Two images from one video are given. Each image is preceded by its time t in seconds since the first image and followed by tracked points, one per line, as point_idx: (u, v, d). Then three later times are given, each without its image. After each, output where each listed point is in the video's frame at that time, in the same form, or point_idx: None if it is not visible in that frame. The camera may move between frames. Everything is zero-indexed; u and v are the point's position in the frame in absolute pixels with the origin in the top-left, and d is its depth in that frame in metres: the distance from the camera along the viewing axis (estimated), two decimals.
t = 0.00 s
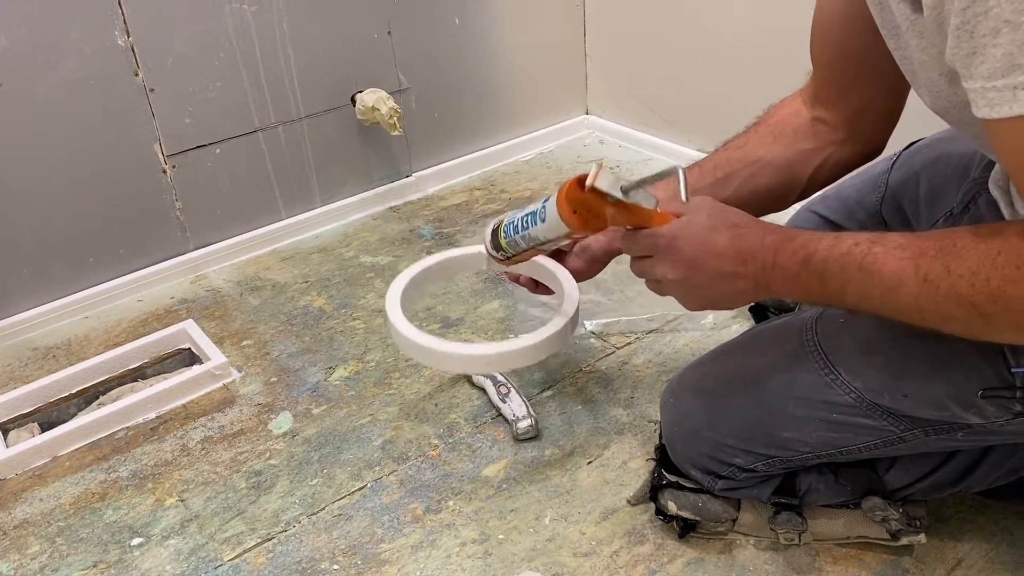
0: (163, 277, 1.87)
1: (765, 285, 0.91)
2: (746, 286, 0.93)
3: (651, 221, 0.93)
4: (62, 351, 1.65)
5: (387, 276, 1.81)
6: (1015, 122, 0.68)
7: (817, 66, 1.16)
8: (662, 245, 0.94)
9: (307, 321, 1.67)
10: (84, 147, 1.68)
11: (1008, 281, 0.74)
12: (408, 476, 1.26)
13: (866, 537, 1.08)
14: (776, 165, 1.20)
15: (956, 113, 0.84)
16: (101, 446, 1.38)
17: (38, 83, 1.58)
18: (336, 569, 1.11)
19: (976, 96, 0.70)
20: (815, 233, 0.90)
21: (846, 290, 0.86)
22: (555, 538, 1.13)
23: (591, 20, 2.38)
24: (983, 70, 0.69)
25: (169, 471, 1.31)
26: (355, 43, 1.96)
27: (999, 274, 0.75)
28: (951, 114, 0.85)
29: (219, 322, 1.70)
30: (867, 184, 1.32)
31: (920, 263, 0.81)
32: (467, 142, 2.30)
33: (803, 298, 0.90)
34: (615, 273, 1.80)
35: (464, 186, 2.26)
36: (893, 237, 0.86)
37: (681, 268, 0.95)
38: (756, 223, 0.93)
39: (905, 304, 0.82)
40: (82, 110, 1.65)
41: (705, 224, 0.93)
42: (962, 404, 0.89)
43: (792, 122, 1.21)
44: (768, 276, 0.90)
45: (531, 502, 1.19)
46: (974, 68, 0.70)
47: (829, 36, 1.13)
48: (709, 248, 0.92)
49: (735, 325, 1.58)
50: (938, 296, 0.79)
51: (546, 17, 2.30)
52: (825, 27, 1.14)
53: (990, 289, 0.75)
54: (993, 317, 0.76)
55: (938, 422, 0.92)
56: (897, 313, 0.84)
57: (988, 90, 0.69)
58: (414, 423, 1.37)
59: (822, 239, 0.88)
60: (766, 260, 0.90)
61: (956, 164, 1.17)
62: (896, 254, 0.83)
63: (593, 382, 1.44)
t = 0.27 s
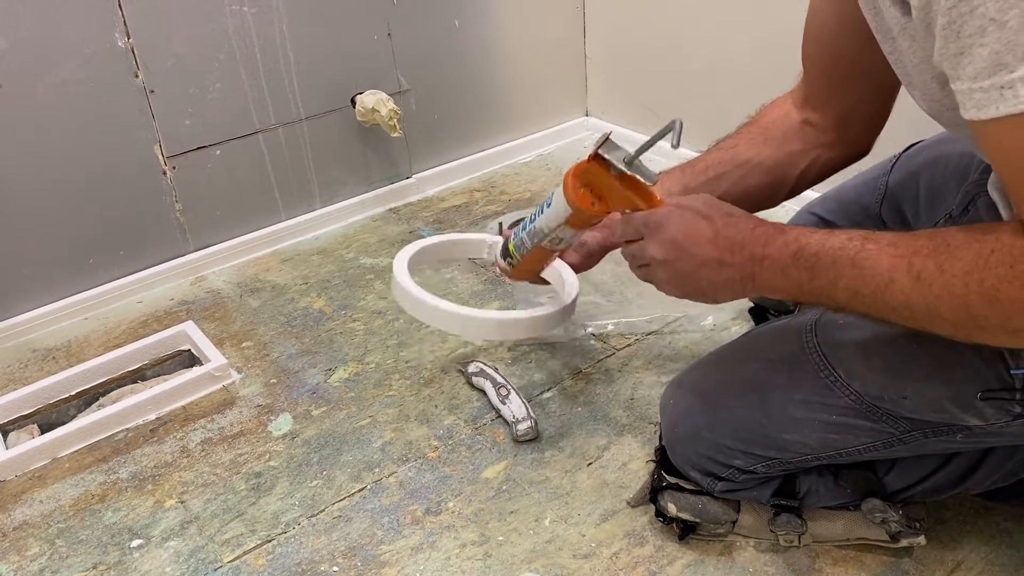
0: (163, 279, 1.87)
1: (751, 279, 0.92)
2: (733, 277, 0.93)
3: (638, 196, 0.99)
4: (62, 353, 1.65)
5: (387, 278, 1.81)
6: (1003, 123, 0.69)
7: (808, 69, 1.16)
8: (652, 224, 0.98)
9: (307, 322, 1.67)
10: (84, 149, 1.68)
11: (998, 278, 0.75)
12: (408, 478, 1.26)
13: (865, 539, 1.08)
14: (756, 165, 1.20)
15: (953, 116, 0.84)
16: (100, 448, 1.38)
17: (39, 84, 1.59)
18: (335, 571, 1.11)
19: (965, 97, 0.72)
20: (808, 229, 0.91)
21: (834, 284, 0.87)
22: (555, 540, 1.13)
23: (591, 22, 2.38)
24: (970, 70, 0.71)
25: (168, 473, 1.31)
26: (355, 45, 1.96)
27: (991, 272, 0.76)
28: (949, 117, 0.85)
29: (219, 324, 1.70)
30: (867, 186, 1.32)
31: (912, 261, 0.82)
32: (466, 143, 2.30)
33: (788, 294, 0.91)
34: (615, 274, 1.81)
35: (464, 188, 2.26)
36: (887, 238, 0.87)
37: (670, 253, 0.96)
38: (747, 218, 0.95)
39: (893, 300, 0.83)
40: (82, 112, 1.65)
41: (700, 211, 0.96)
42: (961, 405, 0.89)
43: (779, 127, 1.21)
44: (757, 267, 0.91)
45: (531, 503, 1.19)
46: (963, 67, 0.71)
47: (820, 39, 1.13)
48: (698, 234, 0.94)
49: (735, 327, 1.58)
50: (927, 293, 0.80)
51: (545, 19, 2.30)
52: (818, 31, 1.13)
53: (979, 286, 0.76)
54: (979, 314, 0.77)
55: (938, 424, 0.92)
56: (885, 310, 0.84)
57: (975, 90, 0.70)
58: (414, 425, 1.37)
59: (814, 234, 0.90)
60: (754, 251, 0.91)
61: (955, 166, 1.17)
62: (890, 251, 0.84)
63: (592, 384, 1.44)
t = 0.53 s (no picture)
0: (163, 281, 1.87)
1: (761, 321, 0.85)
2: (741, 323, 0.87)
3: (619, 245, 0.91)
4: (62, 355, 1.65)
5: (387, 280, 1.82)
6: (999, 120, 0.66)
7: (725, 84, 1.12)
8: (643, 276, 0.91)
9: (307, 324, 1.68)
10: (84, 151, 1.69)
11: None
12: (408, 480, 1.26)
13: (865, 541, 1.08)
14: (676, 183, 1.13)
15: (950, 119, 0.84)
16: (101, 450, 1.38)
17: (39, 86, 1.59)
18: (336, 573, 1.11)
19: (964, 98, 0.68)
20: (806, 263, 0.84)
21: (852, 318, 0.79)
22: (555, 542, 1.13)
23: (591, 24, 2.39)
24: (966, 71, 0.67)
25: (168, 475, 1.31)
26: (355, 47, 1.96)
27: None
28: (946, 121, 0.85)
29: (219, 326, 1.70)
30: (866, 189, 1.32)
31: (932, 278, 0.73)
32: (466, 145, 2.30)
33: (807, 333, 0.83)
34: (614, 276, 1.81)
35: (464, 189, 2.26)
36: (898, 255, 0.79)
37: (670, 304, 0.90)
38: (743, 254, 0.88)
39: (922, 326, 0.74)
40: (81, 114, 1.66)
41: (686, 259, 0.89)
42: (960, 408, 0.89)
43: (692, 146, 1.14)
44: (763, 309, 0.84)
45: (531, 505, 1.19)
46: (957, 70, 0.68)
47: (745, 55, 1.09)
48: (693, 285, 0.87)
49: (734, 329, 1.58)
50: (960, 311, 0.71)
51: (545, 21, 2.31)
52: (746, 52, 1.09)
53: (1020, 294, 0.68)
54: None
55: (936, 426, 0.92)
56: (916, 338, 0.76)
57: (975, 90, 0.67)
58: (413, 427, 1.37)
59: (816, 266, 0.82)
60: (756, 293, 0.84)
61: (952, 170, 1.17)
62: (902, 273, 0.75)
63: (592, 386, 1.44)
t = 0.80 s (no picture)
0: (165, 282, 1.87)
1: (736, 333, 0.86)
2: (717, 336, 0.88)
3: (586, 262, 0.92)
4: (65, 357, 1.65)
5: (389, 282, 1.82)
6: (969, 113, 0.66)
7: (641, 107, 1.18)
8: (614, 293, 0.91)
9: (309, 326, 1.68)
10: (87, 152, 1.69)
11: (1010, 275, 0.69)
12: (410, 482, 1.26)
13: (868, 544, 1.08)
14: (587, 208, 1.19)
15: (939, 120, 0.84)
16: (103, 451, 1.38)
17: (42, 88, 1.59)
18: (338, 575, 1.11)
19: (924, 98, 0.69)
20: (779, 273, 0.85)
21: (827, 325, 0.80)
22: (557, 544, 1.13)
23: (592, 26, 2.39)
24: (924, 69, 0.67)
25: (170, 477, 1.31)
26: (357, 49, 1.97)
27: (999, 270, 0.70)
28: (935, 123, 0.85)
29: (221, 328, 1.70)
30: (863, 192, 1.32)
31: (907, 279, 0.75)
32: (468, 147, 2.31)
33: (781, 342, 0.84)
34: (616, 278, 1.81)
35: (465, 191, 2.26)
36: (870, 261, 0.81)
37: (645, 319, 0.90)
38: (713, 268, 0.90)
39: (899, 327, 0.76)
40: (84, 116, 1.66)
41: (660, 271, 0.89)
42: (958, 408, 0.88)
43: (611, 170, 1.19)
44: (739, 320, 0.85)
45: (533, 507, 1.19)
46: (915, 68, 0.68)
47: (661, 79, 1.15)
48: (668, 300, 0.88)
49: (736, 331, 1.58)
50: (937, 310, 0.73)
51: (546, 23, 2.31)
52: (662, 82, 1.15)
53: (995, 290, 0.70)
54: (1006, 321, 0.70)
55: (936, 427, 0.92)
56: (893, 340, 0.77)
57: (934, 88, 0.67)
58: (415, 429, 1.37)
59: (787, 277, 0.84)
60: (729, 305, 0.85)
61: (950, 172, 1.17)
62: (879, 276, 0.77)
63: (594, 388, 1.44)
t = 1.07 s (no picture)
0: (167, 284, 1.87)
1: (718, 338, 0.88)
2: (702, 340, 0.89)
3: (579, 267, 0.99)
4: (67, 358, 1.65)
5: (391, 283, 1.82)
6: (942, 114, 0.65)
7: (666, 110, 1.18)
8: (605, 297, 0.95)
9: (310, 328, 1.68)
10: (89, 154, 1.69)
11: (975, 280, 0.69)
12: (413, 483, 1.26)
13: (871, 544, 1.08)
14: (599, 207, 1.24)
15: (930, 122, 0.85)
16: (105, 453, 1.38)
17: (44, 90, 1.59)
18: None
19: (888, 108, 0.69)
20: (759, 278, 0.86)
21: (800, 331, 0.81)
22: (559, 545, 1.13)
23: (592, 28, 2.39)
24: (885, 80, 0.68)
25: (173, 478, 1.31)
26: (358, 51, 1.97)
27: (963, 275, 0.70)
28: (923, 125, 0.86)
29: (223, 329, 1.70)
30: (862, 194, 1.32)
31: (878, 284, 0.75)
32: (470, 149, 2.31)
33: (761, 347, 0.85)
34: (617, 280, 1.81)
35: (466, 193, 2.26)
36: (846, 265, 0.81)
37: (635, 322, 0.94)
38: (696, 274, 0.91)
39: (870, 332, 0.76)
40: (86, 117, 1.66)
41: (648, 276, 0.92)
42: (953, 404, 0.88)
43: (632, 171, 1.22)
44: (718, 326, 0.86)
45: (536, 509, 1.19)
46: (878, 79, 0.69)
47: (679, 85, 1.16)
48: (653, 305, 0.90)
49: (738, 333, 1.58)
50: (905, 314, 0.73)
51: (547, 25, 2.31)
52: (678, 89, 1.16)
53: (961, 294, 0.70)
54: (973, 326, 0.70)
55: (931, 422, 0.91)
56: (866, 344, 0.77)
57: (896, 98, 0.68)
58: (417, 430, 1.37)
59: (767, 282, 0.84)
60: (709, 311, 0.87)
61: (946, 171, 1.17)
62: (851, 281, 0.77)
63: (595, 390, 1.44)
